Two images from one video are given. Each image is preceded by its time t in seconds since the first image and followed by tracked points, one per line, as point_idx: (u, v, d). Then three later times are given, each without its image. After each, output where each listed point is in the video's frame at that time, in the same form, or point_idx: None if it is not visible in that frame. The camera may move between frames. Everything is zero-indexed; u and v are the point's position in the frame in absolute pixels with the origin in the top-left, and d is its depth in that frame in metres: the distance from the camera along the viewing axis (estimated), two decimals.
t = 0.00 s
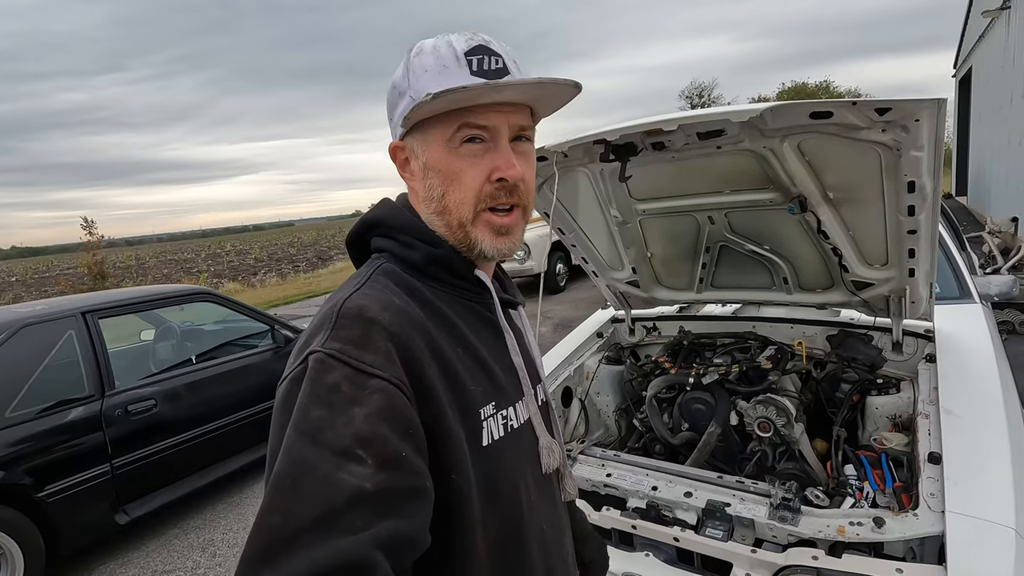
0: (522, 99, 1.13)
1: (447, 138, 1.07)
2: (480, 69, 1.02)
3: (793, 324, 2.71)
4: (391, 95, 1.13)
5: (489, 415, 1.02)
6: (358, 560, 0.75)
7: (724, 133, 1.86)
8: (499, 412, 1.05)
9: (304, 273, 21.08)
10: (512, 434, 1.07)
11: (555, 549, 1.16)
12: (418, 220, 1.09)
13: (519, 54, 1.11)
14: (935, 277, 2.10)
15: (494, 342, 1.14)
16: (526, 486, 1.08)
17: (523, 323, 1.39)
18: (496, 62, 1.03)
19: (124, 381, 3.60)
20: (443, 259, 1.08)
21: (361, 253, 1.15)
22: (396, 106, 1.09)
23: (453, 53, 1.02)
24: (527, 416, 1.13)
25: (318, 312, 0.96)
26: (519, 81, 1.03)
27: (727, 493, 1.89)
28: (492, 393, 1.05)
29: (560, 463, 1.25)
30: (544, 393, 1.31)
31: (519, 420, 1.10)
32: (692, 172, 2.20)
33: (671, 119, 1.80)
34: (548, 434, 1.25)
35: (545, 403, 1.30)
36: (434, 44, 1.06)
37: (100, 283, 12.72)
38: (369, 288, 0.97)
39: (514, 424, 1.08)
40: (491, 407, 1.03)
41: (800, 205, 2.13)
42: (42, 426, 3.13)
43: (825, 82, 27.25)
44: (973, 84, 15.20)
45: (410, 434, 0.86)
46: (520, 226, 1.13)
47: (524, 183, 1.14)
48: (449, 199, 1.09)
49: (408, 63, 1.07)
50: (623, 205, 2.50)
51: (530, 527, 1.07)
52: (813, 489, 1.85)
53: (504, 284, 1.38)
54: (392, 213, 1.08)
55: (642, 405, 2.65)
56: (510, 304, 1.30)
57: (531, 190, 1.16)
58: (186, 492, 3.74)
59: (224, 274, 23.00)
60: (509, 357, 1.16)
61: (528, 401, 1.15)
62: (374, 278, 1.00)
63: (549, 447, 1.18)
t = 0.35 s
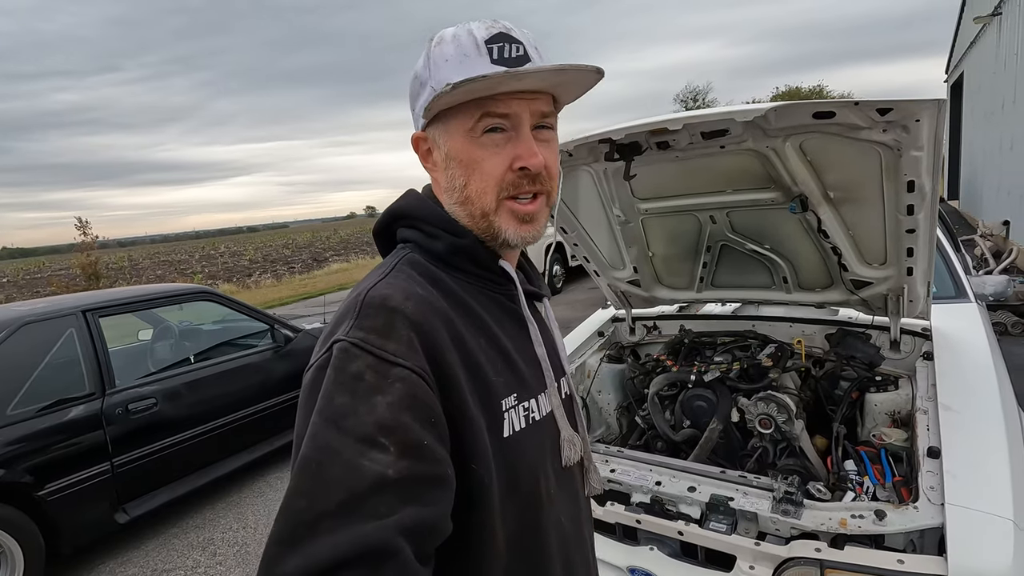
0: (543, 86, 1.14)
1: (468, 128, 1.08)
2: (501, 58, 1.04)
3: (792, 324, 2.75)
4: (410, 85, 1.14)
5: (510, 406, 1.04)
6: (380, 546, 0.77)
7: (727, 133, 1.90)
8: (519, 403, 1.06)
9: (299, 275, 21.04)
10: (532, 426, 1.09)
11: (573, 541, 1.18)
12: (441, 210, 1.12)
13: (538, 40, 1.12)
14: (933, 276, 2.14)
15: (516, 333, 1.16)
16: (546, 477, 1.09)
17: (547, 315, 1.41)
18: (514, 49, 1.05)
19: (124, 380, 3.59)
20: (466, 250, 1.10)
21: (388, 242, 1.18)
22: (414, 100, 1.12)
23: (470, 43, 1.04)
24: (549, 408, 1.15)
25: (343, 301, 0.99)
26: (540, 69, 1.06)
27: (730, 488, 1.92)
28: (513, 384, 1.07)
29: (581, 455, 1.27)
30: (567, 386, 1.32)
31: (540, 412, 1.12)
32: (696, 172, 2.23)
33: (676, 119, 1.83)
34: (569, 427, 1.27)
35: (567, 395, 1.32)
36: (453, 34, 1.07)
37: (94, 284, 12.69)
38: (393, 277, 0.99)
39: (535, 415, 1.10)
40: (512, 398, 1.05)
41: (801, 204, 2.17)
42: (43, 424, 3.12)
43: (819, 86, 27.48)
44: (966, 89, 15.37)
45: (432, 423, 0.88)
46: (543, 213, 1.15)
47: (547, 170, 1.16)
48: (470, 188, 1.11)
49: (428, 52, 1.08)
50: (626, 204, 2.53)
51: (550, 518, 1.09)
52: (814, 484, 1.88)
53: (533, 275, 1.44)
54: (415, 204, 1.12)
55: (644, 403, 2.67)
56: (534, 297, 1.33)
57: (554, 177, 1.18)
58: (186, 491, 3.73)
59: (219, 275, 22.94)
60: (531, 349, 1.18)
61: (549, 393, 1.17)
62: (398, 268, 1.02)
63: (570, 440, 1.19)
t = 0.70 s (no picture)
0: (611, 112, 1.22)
1: (542, 140, 1.12)
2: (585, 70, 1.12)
3: (785, 321, 2.81)
4: (471, 64, 1.12)
5: (526, 412, 1.10)
6: (394, 561, 0.82)
7: (722, 136, 1.97)
8: (535, 407, 1.13)
9: (296, 276, 21.06)
10: (546, 430, 1.15)
11: (584, 541, 1.26)
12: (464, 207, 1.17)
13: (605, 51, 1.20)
14: (920, 275, 2.22)
15: (533, 335, 1.23)
16: (562, 481, 1.16)
17: (564, 310, 1.49)
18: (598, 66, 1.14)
19: (128, 377, 3.64)
20: (486, 250, 1.16)
21: (402, 237, 1.25)
22: (478, 81, 1.11)
23: (561, 50, 1.10)
24: (566, 411, 1.23)
25: (354, 307, 1.05)
26: (614, 91, 1.16)
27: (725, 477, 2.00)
28: (530, 389, 1.13)
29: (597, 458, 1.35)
30: (583, 384, 1.40)
31: (557, 416, 1.19)
32: (692, 174, 2.31)
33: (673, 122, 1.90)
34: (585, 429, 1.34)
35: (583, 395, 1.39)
36: (537, 29, 1.10)
37: (91, 284, 12.72)
38: (406, 283, 1.05)
39: (551, 418, 1.17)
40: (529, 403, 1.12)
41: (793, 204, 2.24)
42: (49, 420, 3.16)
43: (813, 90, 27.72)
44: (958, 94, 15.56)
45: (447, 435, 0.93)
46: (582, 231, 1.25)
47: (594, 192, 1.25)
48: (521, 197, 1.15)
49: (507, 42, 1.09)
50: (624, 205, 2.60)
51: (564, 524, 1.16)
52: (804, 473, 1.95)
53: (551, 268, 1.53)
54: (430, 199, 1.18)
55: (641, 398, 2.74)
56: (550, 293, 1.41)
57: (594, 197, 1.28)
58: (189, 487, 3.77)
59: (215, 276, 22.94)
60: (550, 352, 1.25)
61: (565, 395, 1.24)
62: (411, 271, 1.09)
63: (585, 445, 1.26)
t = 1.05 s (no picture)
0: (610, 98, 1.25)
1: (539, 129, 1.16)
2: (580, 52, 1.15)
3: (769, 314, 2.98)
4: (466, 54, 1.16)
5: (530, 404, 1.15)
6: (397, 554, 0.85)
7: (706, 138, 2.13)
8: (540, 399, 1.18)
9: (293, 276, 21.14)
10: (549, 421, 1.19)
11: (594, 529, 1.31)
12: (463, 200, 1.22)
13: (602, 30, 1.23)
14: (892, 269, 2.38)
15: (539, 327, 1.27)
16: (568, 472, 1.21)
17: (572, 297, 1.58)
18: (594, 51, 1.17)
19: (139, 369, 3.76)
20: (487, 242, 1.20)
21: (406, 230, 1.31)
22: (473, 70, 1.15)
23: (555, 36, 1.13)
24: (571, 401, 1.27)
25: (355, 303, 1.09)
26: (610, 72, 1.20)
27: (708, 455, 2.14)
28: (533, 381, 1.18)
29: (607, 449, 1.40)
30: (592, 374, 1.47)
31: (563, 407, 1.24)
32: (680, 174, 2.46)
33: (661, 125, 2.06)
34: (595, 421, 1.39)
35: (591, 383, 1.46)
36: (529, 14, 1.13)
37: (88, 284, 12.77)
38: (406, 279, 1.08)
39: (556, 410, 1.21)
40: (533, 395, 1.16)
41: (773, 202, 2.41)
42: (64, 409, 3.29)
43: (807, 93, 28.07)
44: (947, 98, 15.82)
45: (447, 428, 0.96)
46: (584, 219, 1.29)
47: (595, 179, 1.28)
48: (520, 187, 1.19)
49: (500, 30, 1.13)
50: (616, 203, 2.76)
51: (571, 513, 1.21)
52: (782, 450, 2.14)
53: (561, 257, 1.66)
54: (432, 190, 1.23)
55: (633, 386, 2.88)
56: (554, 280, 1.48)
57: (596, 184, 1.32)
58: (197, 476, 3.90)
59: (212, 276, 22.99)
60: (555, 343, 1.29)
61: (573, 386, 1.29)
62: (411, 267, 1.12)
63: (595, 436, 1.30)
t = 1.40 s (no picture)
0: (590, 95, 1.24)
1: (517, 131, 1.15)
2: (555, 54, 1.15)
3: (750, 313, 3.09)
4: (441, 60, 1.15)
5: (511, 412, 1.14)
6: (373, 561, 0.84)
7: (684, 146, 2.25)
8: (523, 407, 1.17)
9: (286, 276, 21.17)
10: (531, 429, 1.18)
11: (579, 539, 1.30)
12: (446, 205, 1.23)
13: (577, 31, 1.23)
14: (863, 269, 2.51)
15: (524, 334, 1.27)
16: (552, 480, 1.20)
17: (563, 304, 1.54)
18: (570, 51, 1.17)
19: (137, 366, 3.84)
20: (470, 247, 1.20)
21: (393, 234, 1.30)
22: (449, 77, 1.15)
23: (530, 37, 1.13)
24: (555, 410, 1.26)
25: (336, 310, 1.08)
26: (585, 72, 1.20)
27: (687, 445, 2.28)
28: (516, 388, 1.17)
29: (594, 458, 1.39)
30: (583, 380, 1.47)
31: (546, 416, 1.23)
32: (662, 179, 2.59)
33: (641, 133, 2.18)
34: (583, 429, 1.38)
35: (582, 390, 1.45)
36: (503, 17, 1.13)
37: (81, 284, 12.80)
38: (385, 286, 1.08)
39: (539, 418, 1.20)
40: (514, 404, 1.15)
41: (749, 207, 2.53)
42: (65, 405, 3.37)
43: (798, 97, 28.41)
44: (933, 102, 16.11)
45: (423, 435, 0.95)
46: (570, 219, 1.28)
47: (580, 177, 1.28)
48: (500, 191, 1.19)
49: (474, 34, 1.13)
50: (602, 206, 2.87)
51: (554, 523, 1.20)
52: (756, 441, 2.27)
53: (552, 261, 1.66)
54: (417, 197, 1.23)
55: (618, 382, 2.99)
56: (546, 287, 1.46)
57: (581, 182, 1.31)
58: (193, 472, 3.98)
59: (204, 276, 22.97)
60: (539, 351, 1.29)
61: (558, 394, 1.28)
62: (392, 274, 1.12)
63: (580, 444, 1.29)
